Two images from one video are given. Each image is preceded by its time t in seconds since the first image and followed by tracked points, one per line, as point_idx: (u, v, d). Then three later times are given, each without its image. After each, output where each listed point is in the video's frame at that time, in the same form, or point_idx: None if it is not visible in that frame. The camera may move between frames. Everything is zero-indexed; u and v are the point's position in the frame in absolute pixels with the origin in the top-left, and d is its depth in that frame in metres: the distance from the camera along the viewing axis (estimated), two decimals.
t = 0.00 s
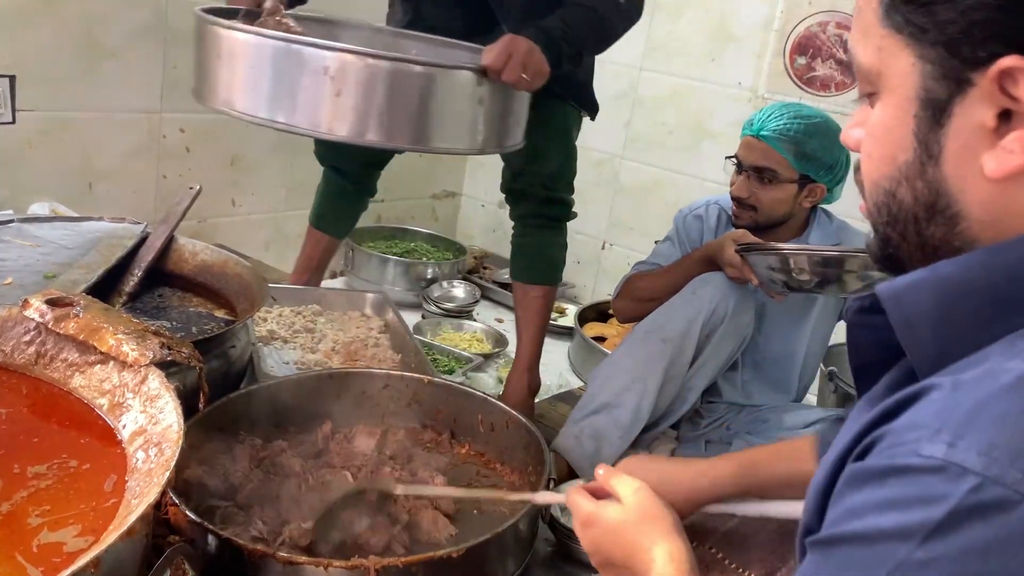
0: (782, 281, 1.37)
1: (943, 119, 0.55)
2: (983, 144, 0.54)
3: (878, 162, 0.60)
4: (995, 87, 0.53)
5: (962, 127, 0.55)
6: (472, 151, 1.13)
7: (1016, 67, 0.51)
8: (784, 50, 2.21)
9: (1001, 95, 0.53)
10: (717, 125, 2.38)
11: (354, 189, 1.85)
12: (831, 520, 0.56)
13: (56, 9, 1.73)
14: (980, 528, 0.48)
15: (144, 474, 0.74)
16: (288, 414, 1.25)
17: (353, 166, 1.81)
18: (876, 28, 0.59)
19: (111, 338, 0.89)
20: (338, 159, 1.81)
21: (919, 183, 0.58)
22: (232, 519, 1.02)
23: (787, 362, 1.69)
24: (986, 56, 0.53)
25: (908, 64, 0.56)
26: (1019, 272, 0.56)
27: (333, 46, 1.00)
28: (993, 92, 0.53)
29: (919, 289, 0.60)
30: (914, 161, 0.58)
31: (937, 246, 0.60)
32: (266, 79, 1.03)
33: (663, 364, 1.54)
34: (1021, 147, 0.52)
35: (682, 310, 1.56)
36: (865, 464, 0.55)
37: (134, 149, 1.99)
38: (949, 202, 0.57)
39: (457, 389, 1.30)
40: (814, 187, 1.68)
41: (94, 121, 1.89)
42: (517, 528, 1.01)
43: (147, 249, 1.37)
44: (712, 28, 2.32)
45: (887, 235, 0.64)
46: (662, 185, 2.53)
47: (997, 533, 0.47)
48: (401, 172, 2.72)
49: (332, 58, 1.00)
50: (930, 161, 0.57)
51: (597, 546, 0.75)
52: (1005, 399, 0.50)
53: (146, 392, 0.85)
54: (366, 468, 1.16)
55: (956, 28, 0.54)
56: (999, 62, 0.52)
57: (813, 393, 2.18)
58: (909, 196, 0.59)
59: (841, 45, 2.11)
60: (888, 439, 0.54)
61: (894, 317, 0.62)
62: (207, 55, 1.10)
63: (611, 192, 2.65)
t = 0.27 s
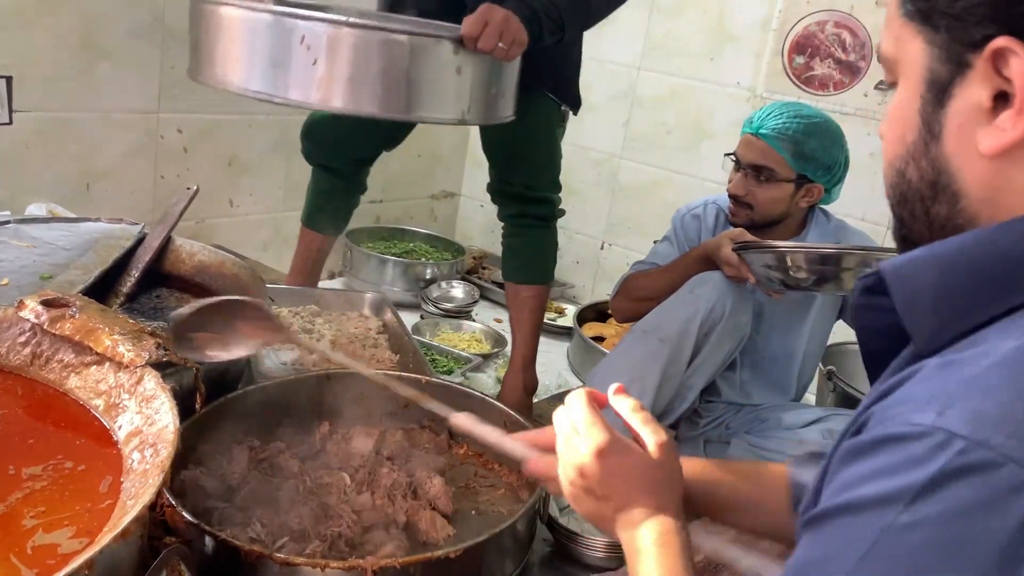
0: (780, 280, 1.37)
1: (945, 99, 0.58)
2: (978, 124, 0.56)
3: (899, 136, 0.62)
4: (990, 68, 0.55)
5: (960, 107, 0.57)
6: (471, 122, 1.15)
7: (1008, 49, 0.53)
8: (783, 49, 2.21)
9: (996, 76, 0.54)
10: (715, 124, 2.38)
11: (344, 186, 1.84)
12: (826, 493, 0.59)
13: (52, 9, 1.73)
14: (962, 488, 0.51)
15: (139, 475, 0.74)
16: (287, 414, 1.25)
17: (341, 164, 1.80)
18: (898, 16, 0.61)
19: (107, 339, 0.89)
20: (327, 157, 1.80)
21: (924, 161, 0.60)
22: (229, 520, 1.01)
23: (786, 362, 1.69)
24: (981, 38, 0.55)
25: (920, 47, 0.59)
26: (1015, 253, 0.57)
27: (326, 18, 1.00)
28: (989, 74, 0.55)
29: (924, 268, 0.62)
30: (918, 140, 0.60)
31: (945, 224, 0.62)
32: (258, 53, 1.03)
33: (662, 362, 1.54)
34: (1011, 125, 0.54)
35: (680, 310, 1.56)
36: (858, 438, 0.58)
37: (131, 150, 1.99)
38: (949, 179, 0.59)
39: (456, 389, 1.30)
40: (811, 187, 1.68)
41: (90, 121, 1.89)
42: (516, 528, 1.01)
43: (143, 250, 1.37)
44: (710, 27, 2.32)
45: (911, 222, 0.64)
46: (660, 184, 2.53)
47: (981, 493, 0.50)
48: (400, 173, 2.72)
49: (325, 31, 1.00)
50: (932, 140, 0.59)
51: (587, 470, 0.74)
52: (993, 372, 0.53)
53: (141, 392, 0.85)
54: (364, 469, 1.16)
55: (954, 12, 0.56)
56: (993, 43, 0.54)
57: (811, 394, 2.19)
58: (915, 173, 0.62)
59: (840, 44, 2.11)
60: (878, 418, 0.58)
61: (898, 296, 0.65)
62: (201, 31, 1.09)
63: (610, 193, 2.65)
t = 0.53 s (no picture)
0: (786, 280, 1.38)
1: (947, 88, 0.56)
2: (978, 111, 0.55)
3: (903, 128, 0.60)
4: (990, 57, 0.53)
5: (963, 94, 0.55)
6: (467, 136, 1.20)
7: (1007, 37, 0.52)
8: (787, 50, 2.21)
9: (996, 65, 0.53)
10: (720, 125, 2.38)
11: (345, 189, 1.84)
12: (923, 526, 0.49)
13: (59, 13, 1.74)
14: None
15: (148, 474, 0.75)
16: (294, 415, 1.26)
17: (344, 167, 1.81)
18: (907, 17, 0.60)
19: (116, 340, 0.90)
20: (330, 159, 1.80)
21: (927, 147, 0.59)
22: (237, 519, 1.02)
23: (792, 361, 1.69)
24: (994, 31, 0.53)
25: (926, 40, 0.58)
26: None
27: (319, 34, 1.05)
28: (989, 62, 0.54)
29: (976, 246, 0.58)
30: (922, 129, 0.59)
31: (945, 208, 0.60)
32: (257, 68, 1.08)
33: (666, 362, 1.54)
34: (1008, 109, 0.52)
35: (684, 309, 1.56)
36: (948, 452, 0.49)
37: (138, 153, 2.00)
38: (952, 164, 0.57)
39: (462, 389, 1.31)
40: (816, 187, 1.68)
41: (98, 124, 1.90)
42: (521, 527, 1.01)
43: (151, 252, 1.37)
44: (715, 28, 2.32)
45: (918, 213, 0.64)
46: (665, 185, 2.53)
47: None
48: (407, 175, 2.73)
49: (318, 47, 1.06)
50: (936, 126, 0.57)
51: (562, 546, 0.56)
52: None
53: (150, 393, 0.85)
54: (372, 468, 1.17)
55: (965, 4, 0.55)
56: (993, 33, 0.53)
57: (817, 395, 2.19)
58: (919, 161, 0.60)
59: (845, 45, 2.11)
60: (967, 414, 0.50)
61: (950, 276, 0.60)
62: (203, 45, 1.15)
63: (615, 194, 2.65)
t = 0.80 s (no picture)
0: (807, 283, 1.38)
1: (897, 105, 0.61)
2: (922, 124, 0.59)
3: (865, 146, 0.66)
4: (930, 75, 0.58)
5: (909, 109, 0.60)
6: (495, 115, 1.33)
7: (940, 58, 0.57)
8: (810, 52, 2.21)
9: (936, 82, 0.58)
10: (743, 126, 2.37)
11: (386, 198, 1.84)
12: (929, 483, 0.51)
13: (88, 20, 1.77)
14: None
15: (182, 474, 0.76)
16: (319, 416, 1.27)
17: (393, 180, 1.83)
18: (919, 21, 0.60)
19: (147, 343, 0.92)
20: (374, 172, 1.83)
21: (885, 161, 0.63)
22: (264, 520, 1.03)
23: (815, 364, 1.69)
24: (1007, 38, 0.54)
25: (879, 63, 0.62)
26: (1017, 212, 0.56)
27: (365, 22, 1.18)
28: (929, 81, 0.58)
29: (930, 239, 0.60)
30: (879, 142, 0.64)
31: (908, 215, 0.64)
32: (305, 52, 1.21)
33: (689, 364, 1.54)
34: (948, 120, 0.57)
35: (708, 312, 1.56)
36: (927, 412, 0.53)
37: (165, 157, 2.03)
38: (907, 175, 0.62)
39: (485, 391, 1.32)
40: (841, 188, 1.67)
41: (126, 130, 1.93)
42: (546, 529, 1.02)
43: (180, 256, 1.39)
44: (737, 30, 2.32)
45: (886, 222, 0.67)
46: (687, 187, 2.53)
47: None
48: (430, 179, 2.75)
49: (368, 32, 1.19)
50: (890, 141, 0.62)
51: None
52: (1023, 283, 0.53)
53: (181, 395, 0.87)
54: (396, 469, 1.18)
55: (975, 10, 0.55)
56: (928, 54, 0.58)
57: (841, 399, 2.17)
58: (880, 173, 0.65)
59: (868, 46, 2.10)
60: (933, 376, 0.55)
61: (909, 271, 0.62)
62: (258, 34, 1.27)
63: (637, 196, 2.65)
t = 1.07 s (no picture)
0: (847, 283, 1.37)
1: (922, 108, 0.66)
2: (944, 126, 0.64)
3: (889, 147, 0.71)
4: (951, 81, 0.63)
5: (932, 111, 0.65)
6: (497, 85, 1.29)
7: (960, 65, 0.61)
8: (850, 51, 2.18)
9: (956, 87, 0.63)
10: (781, 126, 2.35)
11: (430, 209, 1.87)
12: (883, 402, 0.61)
13: (132, 26, 1.80)
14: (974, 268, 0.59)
15: (228, 471, 0.78)
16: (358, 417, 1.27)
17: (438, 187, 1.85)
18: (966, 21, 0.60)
19: (193, 342, 0.93)
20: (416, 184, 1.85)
21: (910, 160, 0.68)
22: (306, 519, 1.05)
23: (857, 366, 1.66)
24: None
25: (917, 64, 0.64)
26: (1009, 196, 0.62)
27: None
28: (951, 87, 0.63)
29: (933, 219, 0.67)
30: (903, 143, 0.69)
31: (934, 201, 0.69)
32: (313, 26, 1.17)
33: (725, 363, 1.53)
34: (967, 122, 0.62)
35: (743, 311, 1.55)
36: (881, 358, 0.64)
37: (206, 160, 2.06)
38: (930, 172, 0.67)
39: (522, 393, 1.32)
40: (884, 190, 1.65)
41: (169, 133, 1.96)
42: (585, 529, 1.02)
43: (222, 257, 1.41)
44: (775, 29, 2.30)
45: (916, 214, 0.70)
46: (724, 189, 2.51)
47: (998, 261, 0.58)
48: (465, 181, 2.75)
49: None
50: (915, 142, 0.67)
51: None
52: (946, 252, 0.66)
53: (226, 394, 0.88)
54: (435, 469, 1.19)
55: None
56: (950, 61, 0.62)
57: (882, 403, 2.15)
58: (905, 171, 0.70)
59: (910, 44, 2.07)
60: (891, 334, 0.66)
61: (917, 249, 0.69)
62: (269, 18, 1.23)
63: (673, 198, 2.64)
